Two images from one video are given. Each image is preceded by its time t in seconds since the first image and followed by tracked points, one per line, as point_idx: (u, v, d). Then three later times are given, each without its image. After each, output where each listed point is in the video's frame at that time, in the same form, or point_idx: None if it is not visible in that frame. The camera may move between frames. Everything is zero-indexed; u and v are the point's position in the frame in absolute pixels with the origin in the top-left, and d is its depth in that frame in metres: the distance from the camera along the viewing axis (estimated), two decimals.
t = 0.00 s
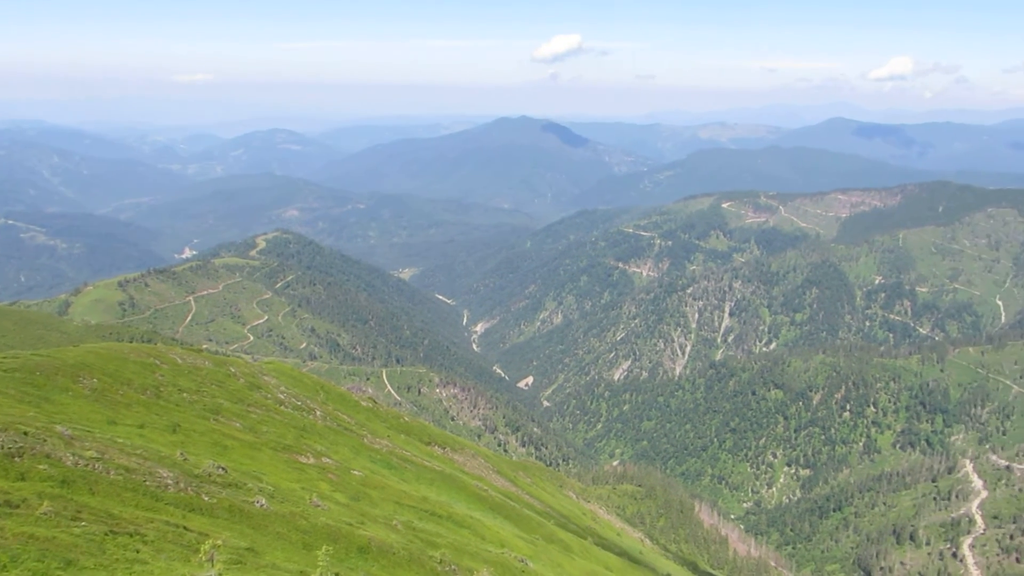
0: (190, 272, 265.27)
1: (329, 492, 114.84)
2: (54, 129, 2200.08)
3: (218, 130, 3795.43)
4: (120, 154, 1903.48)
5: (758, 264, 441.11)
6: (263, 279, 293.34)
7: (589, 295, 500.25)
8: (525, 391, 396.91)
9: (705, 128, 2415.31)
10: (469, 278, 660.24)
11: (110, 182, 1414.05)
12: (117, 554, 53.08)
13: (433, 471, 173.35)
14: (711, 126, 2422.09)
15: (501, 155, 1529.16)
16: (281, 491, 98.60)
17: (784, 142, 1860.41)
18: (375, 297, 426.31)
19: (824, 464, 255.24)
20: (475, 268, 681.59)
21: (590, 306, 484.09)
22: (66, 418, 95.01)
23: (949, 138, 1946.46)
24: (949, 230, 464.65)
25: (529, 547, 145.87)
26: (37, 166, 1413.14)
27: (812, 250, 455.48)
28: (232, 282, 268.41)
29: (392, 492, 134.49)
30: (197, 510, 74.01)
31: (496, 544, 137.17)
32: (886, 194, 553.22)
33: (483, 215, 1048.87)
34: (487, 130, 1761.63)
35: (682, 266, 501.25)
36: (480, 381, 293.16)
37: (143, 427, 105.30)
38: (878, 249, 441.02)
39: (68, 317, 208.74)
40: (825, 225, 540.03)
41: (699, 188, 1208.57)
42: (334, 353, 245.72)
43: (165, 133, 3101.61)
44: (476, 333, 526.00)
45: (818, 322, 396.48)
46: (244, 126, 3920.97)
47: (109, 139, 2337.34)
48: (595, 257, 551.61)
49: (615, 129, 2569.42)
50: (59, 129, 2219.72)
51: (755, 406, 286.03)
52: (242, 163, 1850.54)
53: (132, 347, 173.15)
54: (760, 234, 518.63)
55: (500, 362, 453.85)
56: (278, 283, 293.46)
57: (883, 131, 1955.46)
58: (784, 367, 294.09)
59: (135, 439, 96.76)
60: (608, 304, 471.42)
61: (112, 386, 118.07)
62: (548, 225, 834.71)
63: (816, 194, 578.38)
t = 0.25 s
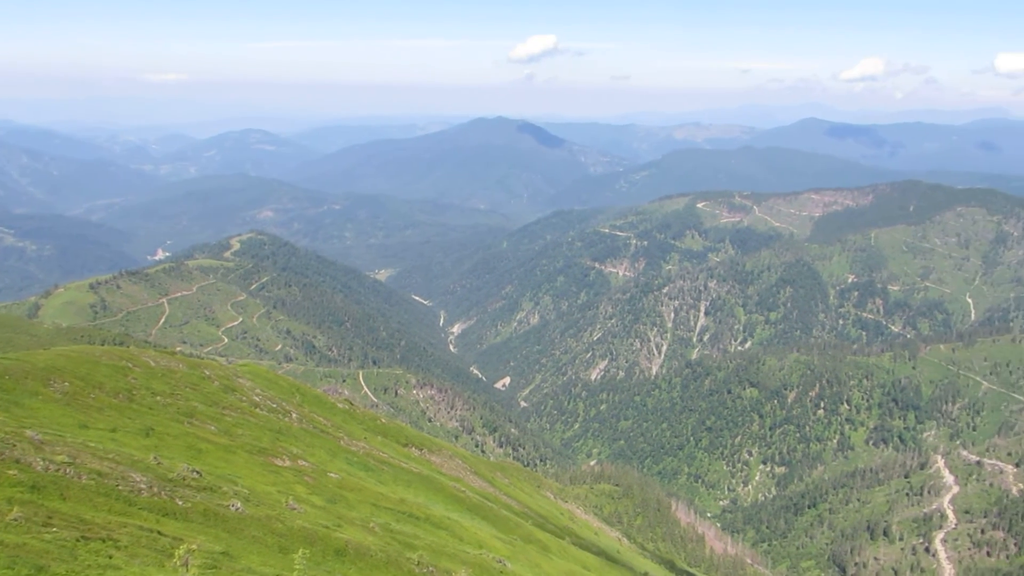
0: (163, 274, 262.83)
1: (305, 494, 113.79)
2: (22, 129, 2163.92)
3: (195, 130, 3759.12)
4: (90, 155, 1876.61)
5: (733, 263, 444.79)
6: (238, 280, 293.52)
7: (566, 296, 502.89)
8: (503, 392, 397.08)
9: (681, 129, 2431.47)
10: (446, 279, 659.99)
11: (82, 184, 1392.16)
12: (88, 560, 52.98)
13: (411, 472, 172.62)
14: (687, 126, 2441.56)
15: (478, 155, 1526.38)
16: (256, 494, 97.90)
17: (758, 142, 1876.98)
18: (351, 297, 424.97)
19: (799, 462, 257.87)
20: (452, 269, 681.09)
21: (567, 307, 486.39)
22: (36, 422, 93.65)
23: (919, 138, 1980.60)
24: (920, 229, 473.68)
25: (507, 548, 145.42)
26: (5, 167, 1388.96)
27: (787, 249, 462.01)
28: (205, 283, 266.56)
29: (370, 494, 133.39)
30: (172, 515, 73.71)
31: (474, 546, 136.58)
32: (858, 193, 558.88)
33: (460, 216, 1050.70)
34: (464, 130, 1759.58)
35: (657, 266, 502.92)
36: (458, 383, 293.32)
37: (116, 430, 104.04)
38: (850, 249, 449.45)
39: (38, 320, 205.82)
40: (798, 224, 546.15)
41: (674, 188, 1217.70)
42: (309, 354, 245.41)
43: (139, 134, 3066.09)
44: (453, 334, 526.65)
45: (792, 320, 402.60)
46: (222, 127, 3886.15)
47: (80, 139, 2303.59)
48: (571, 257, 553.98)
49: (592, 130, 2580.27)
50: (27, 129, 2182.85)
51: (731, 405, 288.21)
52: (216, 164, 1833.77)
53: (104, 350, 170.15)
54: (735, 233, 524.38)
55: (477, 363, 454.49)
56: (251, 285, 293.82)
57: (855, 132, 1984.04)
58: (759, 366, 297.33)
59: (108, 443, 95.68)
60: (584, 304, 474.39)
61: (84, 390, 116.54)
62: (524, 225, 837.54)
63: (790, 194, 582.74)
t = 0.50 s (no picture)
0: (137, 276, 262.38)
1: (282, 497, 112.49)
2: None
3: (174, 129, 3720.68)
4: (60, 155, 1848.21)
5: (710, 263, 451.41)
6: (213, 283, 295.98)
7: (543, 296, 505.74)
8: (481, 393, 400.77)
9: (659, 129, 2443.74)
10: (423, 280, 660.50)
11: (53, 185, 1370.27)
12: (61, 567, 52.96)
13: (388, 474, 171.16)
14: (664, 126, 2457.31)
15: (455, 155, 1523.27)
16: (232, 498, 97.06)
17: (734, 143, 1890.20)
18: (327, 299, 425.35)
19: (774, 460, 263.21)
20: (430, 270, 680.86)
21: (544, 307, 489.63)
22: (6, 427, 92.20)
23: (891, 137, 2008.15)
24: (893, 229, 484.81)
25: (485, 549, 144.14)
26: None
27: (761, 249, 474.14)
28: (180, 286, 268.21)
29: (347, 496, 131.72)
30: (146, 519, 73.36)
31: (452, 547, 135.05)
32: (830, 194, 559.21)
33: (436, 216, 1050.92)
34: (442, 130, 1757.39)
35: (634, 266, 509.42)
36: (436, 384, 296.94)
37: (89, 434, 102.76)
38: (824, 249, 463.17)
39: (9, 323, 203.59)
40: (773, 224, 553.07)
41: (651, 188, 1226.60)
42: (286, 357, 248.82)
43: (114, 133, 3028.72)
44: (431, 334, 531.08)
45: (767, 320, 411.79)
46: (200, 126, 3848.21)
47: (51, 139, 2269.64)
48: (547, 257, 557.95)
49: (572, 130, 2589.50)
50: None
51: (707, 404, 293.87)
52: (190, 164, 1815.75)
53: (76, 354, 166.17)
54: (712, 233, 531.07)
55: (454, 364, 457.05)
56: (227, 287, 297.91)
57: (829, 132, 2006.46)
58: (735, 365, 302.55)
59: (80, 447, 94.56)
60: (561, 305, 478.60)
61: (56, 394, 115.09)
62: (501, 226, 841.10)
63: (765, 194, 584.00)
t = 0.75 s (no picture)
0: (113, 277, 273.06)
1: (261, 499, 110.44)
2: None
3: (154, 129, 3687.99)
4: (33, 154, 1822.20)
5: (688, 263, 464.19)
6: (191, 284, 305.59)
7: (524, 296, 507.55)
8: (462, 393, 407.94)
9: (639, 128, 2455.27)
10: (404, 280, 661.74)
11: (27, 187, 1349.53)
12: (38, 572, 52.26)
13: (369, 475, 167.82)
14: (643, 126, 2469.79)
15: (436, 155, 1519.76)
16: (211, 500, 95.93)
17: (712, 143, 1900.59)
18: (307, 300, 427.48)
19: (754, 458, 271.03)
20: (410, 270, 680.82)
21: (525, 307, 494.15)
22: None
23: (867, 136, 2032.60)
24: (870, 228, 494.70)
25: (466, 549, 141.02)
26: None
27: (741, 249, 484.06)
28: (157, 287, 278.97)
29: (327, 497, 128.31)
30: (123, 522, 72.57)
31: (433, 547, 131.95)
32: (809, 195, 568.01)
33: (416, 216, 1051.26)
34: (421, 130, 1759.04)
35: (615, 266, 521.94)
36: (415, 384, 306.86)
37: (64, 438, 100.99)
38: (802, 248, 474.23)
39: None
40: (751, 224, 560.64)
41: (631, 188, 1234.51)
42: (265, 358, 259.86)
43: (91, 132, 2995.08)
44: (412, 334, 535.91)
45: (746, 319, 422.79)
46: (181, 126, 3813.17)
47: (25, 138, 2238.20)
48: (528, 256, 563.29)
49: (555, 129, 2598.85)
50: None
51: (687, 403, 302.69)
52: (168, 164, 1800.22)
53: (51, 355, 160.75)
54: (691, 233, 543.19)
55: (434, 365, 461.25)
56: (206, 287, 309.59)
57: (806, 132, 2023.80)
58: (714, 365, 311.82)
59: (55, 451, 92.90)
60: (542, 304, 484.31)
61: (30, 397, 113.16)
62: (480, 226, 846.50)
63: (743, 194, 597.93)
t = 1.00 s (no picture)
0: (91, 279, 278.97)
1: (243, 501, 108.90)
2: None
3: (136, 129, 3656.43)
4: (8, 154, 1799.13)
5: (670, 262, 469.67)
6: (171, 284, 308.44)
7: (506, 296, 510.14)
8: (445, 393, 412.82)
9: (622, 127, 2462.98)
10: (386, 280, 660.96)
11: (4, 188, 1330.30)
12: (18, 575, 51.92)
13: (353, 475, 164.64)
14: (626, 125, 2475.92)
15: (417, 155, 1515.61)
16: (193, 503, 95.07)
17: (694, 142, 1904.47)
18: (288, 300, 429.07)
19: (736, 456, 276.40)
20: (392, 270, 679.19)
21: (508, 307, 497.18)
22: None
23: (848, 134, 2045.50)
24: (849, 227, 502.68)
25: (450, 549, 138.38)
26: None
27: (722, 248, 490.89)
28: (137, 288, 285.12)
29: (310, 498, 126.34)
30: (104, 525, 72.21)
31: (417, 548, 129.42)
32: (790, 192, 579.54)
33: (397, 216, 1049.14)
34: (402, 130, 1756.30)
35: (597, 265, 527.36)
36: (397, 384, 312.14)
37: (43, 441, 99.71)
38: (783, 247, 481.25)
39: None
40: (733, 222, 567.01)
41: (613, 187, 1238.94)
42: (246, 358, 265.80)
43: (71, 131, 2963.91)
44: (394, 334, 538.61)
45: (728, 317, 427.18)
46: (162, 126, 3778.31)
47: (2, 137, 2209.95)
48: (510, 256, 567.04)
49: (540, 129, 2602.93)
50: None
51: (669, 401, 308.15)
52: (147, 164, 1786.71)
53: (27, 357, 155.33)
54: (672, 232, 553.64)
55: (417, 365, 464.56)
56: (186, 288, 311.32)
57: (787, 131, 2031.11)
58: (697, 363, 317.74)
59: (33, 454, 91.75)
60: (524, 304, 487.70)
61: (8, 400, 111.77)
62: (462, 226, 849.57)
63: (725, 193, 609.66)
